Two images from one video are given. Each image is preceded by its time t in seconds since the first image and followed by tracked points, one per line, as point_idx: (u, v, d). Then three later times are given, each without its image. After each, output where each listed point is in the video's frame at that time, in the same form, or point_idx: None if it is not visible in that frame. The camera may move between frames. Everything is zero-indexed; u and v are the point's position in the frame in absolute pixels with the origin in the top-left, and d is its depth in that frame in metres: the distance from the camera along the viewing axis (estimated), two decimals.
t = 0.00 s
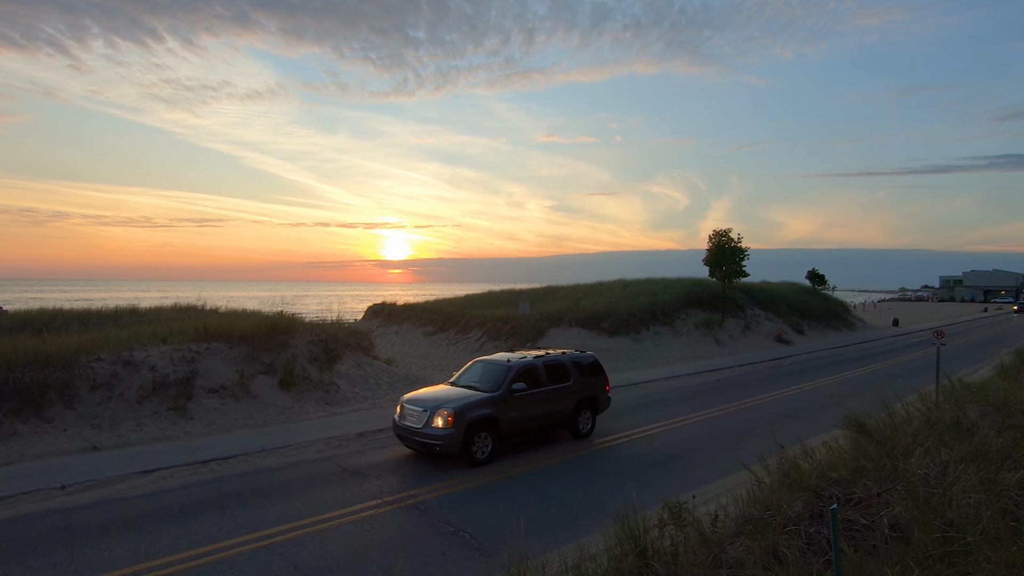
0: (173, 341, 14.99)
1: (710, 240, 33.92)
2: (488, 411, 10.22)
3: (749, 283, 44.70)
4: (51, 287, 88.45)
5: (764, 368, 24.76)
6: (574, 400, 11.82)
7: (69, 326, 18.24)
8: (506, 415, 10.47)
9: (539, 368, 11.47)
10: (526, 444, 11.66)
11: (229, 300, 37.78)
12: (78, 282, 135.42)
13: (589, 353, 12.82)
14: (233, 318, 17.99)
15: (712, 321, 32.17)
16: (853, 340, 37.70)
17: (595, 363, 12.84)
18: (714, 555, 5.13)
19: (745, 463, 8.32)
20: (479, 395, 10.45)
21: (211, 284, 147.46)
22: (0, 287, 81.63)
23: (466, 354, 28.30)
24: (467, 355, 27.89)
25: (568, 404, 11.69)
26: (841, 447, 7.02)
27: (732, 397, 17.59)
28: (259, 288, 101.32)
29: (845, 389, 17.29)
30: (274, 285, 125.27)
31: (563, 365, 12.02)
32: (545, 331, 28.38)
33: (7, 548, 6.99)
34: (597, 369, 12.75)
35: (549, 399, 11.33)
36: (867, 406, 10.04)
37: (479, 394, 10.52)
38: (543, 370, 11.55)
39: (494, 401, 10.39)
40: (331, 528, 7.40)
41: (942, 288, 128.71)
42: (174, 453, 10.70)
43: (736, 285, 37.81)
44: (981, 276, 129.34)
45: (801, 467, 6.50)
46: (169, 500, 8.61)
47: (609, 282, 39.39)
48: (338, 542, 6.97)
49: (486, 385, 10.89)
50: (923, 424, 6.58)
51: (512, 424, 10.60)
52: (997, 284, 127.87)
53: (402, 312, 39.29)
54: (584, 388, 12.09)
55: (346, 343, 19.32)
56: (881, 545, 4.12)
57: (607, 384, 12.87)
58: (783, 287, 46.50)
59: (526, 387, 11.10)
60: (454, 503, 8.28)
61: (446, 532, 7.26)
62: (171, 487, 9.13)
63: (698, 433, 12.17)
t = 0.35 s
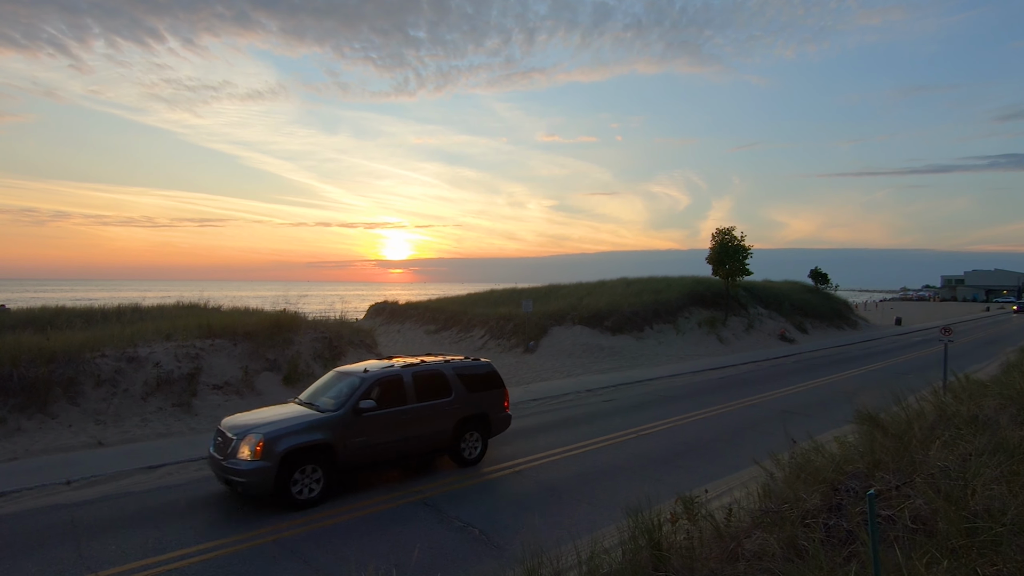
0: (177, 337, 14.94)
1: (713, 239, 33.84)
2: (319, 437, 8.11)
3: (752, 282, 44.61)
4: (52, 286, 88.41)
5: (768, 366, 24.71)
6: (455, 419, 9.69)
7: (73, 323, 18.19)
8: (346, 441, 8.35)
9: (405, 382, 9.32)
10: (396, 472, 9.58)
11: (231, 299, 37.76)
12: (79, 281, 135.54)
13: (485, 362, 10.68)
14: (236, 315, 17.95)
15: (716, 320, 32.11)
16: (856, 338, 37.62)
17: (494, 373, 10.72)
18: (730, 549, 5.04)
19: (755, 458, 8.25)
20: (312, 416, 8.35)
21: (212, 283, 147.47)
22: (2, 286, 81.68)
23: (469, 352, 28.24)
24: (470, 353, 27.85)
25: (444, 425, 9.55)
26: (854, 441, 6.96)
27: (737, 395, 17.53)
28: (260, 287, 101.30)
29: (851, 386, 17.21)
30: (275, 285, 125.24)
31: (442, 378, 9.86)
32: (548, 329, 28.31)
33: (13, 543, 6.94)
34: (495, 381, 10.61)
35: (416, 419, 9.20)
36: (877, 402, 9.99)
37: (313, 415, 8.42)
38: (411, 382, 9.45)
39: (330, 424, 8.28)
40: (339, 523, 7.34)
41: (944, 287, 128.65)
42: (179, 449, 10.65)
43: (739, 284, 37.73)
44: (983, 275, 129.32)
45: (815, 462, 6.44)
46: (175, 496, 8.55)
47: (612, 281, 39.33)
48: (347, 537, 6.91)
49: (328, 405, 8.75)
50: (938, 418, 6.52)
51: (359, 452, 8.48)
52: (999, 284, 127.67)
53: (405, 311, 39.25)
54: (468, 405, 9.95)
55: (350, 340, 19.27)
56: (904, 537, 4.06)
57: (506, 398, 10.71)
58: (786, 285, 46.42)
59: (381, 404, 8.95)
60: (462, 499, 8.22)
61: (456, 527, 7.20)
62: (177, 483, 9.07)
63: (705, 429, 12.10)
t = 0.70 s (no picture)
0: (179, 334, 14.86)
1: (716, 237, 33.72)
2: (13, 485, 5.73)
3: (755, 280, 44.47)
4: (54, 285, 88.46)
5: (772, 364, 24.60)
6: (254, 451, 7.33)
7: (75, 320, 18.13)
8: (60, 489, 5.95)
9: (178, 404, 6.92)
10: (191, 518, 7.34)
11: (233, 297, 37.72)
12: (81, 281, 135.50)
13: (316, 372, 8.38)
14: (239, 312, 17.87)
15: (719, 318, 32.00)
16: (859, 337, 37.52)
17: (331, 385, 8.43)
18: (746, 544, 4.94)
19: (765, 454, 8.15)
20: (10, 456, 5.92)
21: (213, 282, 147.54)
22: (3, 285, 81.60)
23: (471, 350, 28.16)
24: (473, 351, 27.77)
25: (236, 459, 7.17)
26: (867, 435, 6.85)
27: (743, 393, 17.42)
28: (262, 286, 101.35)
29: (857, 383, 17.10)
30: (277, 284, 125.25)
31: (237, 396, 7.47)
32: (551, 327, 28.20)
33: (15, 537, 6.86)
34: (330, 395, 8.32)
35: (190, 454, 6.83)
36: (887, 398, 9.90)
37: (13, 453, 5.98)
38: (193, 403, 7.07)
39: (33, 466, 5.87)
40: (345, 519, 7.26)
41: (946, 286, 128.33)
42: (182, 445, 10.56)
43: (742, 282, 37.63)
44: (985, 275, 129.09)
45: (828, 457, 6.34)
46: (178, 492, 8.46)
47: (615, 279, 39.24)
48: (353, 533, 6.83)
49: (50, 437, 6.31)
50: (954, 412, 6.41)
51: (85, 504, 6.09)
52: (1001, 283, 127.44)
53: (407, 309, 39.16)
54: (276, 431, 7.58)
55: (352, 337, 19.19)
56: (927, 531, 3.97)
57: (343, 416, 8.41)
58: (789, 284, 46.24)
59: (132, 436, 6.55)
60: (468, 495, 8.13)
61: (462, 523, 7.10)
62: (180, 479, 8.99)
63: (711, 426, 12.01)
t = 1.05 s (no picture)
0: (180, 330, 14.78)
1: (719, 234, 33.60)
2: None
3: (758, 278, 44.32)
4: (55, 285, 88.43)
5: (776, 361, 24.48)
6: None
7: (76, 317, 18.07)
8: None
9: None
10: (190, 516, 7.23)
11: (235, 295, 37.63)
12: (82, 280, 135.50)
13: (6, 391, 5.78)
14: (240, 309, 17.78)
15: (722, 315, 31.87)
16: (862, 335, 37.39)
17: (31, 410, 5.86)
18: (759, 538, 4.84)
19: (774, 448, 8.03)
20: None
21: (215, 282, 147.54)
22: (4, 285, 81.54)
23: (473, 348, 28.06)
24: (475, 349, 27.67)
25: None
26: (878, 428, 6.74)
27: (747, 389, 17.31)
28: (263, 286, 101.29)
29: (863, 379, 16.97)
30: (278, 283, 125.18)
31: None
32: (553, 325, 28.10)
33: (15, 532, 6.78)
34: (18, 427, 5.73)
35: None
36: (896, 393, 9.80)
37: None
38: None
39: None
40: (348, 513, 7.18)
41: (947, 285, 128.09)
42: (183, 440, 10.46)
43: (744, 280, 37.51)
44: (987, 274, 128.81)
45: (840, 449, 6.23)
46: (180, 487, 8.37)
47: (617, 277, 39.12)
48: (356, 527, 6.73)
49: None
50: (968, 404, 6.30)
51: None
52: (1003, 282, 127.18)
53: (409, 308, 39.07)
54: None
55: (354, 334, 19.10)
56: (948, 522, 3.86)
57: (50, 453, 5.88)
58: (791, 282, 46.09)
59: None
60: (473, 490, 8.03)
61: (467, 518, 7.00)
62: (182, 474, 8.91)
63: (717, 422, 11.91)
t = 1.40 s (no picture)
0: (182, 327, 14.70)
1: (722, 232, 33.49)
2: None
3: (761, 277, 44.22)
4: (56, 284, 88.28)
5: (780, 359, 24.37)
6: None
7: (79, 314, 18.01)
8: None
9: None
10: (196, 510, 7.17)
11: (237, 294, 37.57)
12: (83, 280, 135.45)
13: None
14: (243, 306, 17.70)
15: (725, 313, 31.76)
16: (866, 333, 37.25)
17: None
18: (775, 530, 4.75)
19: (786, 442, 7.93)
20: None
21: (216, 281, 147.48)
22: (5, 285, 81.52)
23: (476, 346, 27.98)
24: (478, 347, 27.58)
25: None
26: (892, 420, 6.64)
27: (752, 387, 17.21)
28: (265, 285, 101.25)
29: (869, 376, 16.87)
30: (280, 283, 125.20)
31: None
32: (556, 323, 28.01)
33: (17, 527, 6.70)
34: None
35: None
36: (907, 388, 9.70)
37: None
38: None
39: None
40: (354, 507, 7.09)
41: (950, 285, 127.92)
42: (186, 436, 10.38)
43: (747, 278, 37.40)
44: (989, 273, 128.66)
45: (854, 441, 6.13)
46: (183, 482, 8.29)
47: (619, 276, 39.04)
48: (363, 522, 6.65)
49: None
50: (985, 396, 6.20)
51: None
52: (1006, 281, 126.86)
53: (411, 306, 39.00)
54: None
55: (357, 332, 19.01)
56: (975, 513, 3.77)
57: None
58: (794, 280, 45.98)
59: None
60: (480, 485, 7.94)
61: (475, 512, 6.91)
62: (185, 469, 8.83)
63: (724, 419, 11.81)
